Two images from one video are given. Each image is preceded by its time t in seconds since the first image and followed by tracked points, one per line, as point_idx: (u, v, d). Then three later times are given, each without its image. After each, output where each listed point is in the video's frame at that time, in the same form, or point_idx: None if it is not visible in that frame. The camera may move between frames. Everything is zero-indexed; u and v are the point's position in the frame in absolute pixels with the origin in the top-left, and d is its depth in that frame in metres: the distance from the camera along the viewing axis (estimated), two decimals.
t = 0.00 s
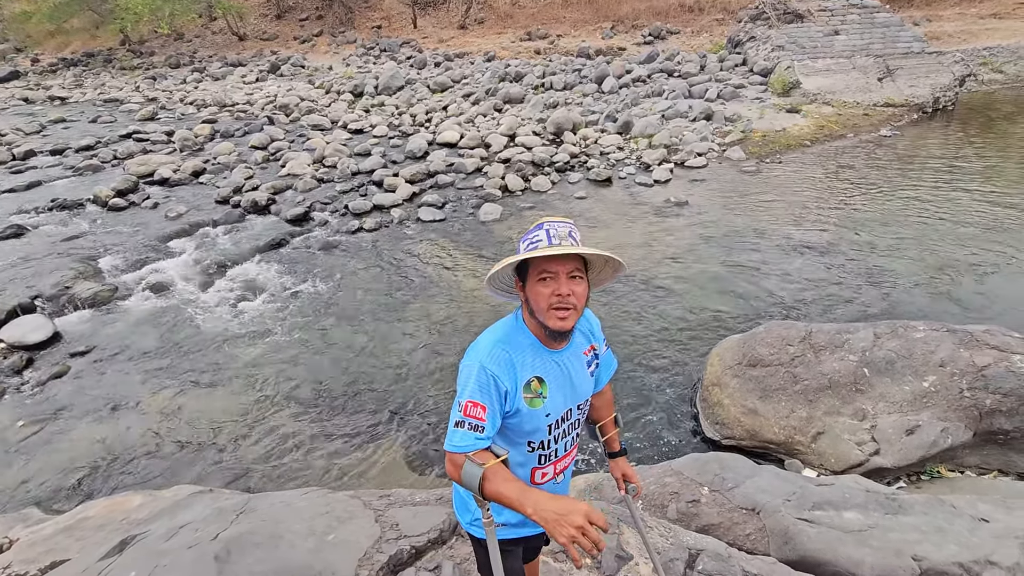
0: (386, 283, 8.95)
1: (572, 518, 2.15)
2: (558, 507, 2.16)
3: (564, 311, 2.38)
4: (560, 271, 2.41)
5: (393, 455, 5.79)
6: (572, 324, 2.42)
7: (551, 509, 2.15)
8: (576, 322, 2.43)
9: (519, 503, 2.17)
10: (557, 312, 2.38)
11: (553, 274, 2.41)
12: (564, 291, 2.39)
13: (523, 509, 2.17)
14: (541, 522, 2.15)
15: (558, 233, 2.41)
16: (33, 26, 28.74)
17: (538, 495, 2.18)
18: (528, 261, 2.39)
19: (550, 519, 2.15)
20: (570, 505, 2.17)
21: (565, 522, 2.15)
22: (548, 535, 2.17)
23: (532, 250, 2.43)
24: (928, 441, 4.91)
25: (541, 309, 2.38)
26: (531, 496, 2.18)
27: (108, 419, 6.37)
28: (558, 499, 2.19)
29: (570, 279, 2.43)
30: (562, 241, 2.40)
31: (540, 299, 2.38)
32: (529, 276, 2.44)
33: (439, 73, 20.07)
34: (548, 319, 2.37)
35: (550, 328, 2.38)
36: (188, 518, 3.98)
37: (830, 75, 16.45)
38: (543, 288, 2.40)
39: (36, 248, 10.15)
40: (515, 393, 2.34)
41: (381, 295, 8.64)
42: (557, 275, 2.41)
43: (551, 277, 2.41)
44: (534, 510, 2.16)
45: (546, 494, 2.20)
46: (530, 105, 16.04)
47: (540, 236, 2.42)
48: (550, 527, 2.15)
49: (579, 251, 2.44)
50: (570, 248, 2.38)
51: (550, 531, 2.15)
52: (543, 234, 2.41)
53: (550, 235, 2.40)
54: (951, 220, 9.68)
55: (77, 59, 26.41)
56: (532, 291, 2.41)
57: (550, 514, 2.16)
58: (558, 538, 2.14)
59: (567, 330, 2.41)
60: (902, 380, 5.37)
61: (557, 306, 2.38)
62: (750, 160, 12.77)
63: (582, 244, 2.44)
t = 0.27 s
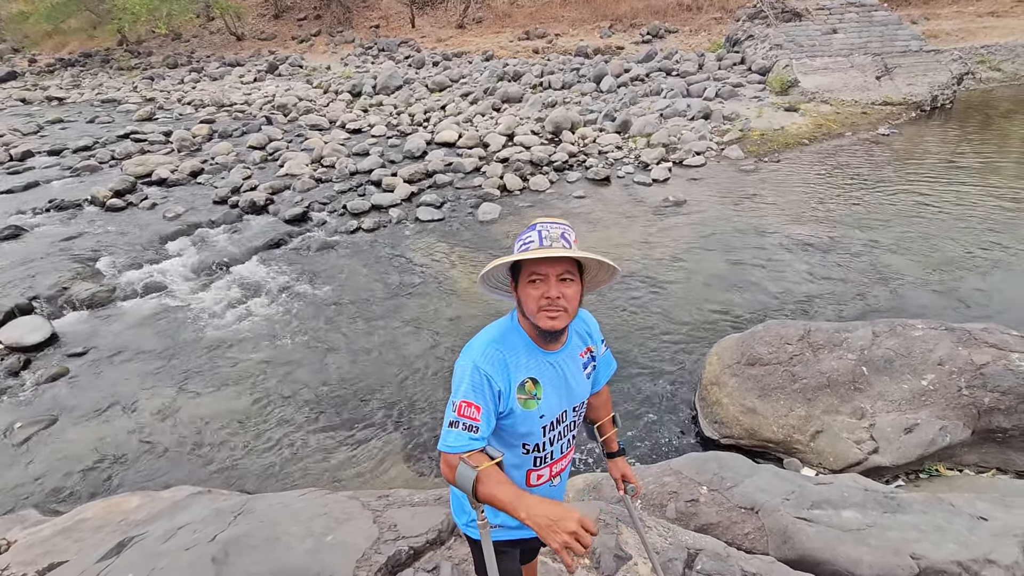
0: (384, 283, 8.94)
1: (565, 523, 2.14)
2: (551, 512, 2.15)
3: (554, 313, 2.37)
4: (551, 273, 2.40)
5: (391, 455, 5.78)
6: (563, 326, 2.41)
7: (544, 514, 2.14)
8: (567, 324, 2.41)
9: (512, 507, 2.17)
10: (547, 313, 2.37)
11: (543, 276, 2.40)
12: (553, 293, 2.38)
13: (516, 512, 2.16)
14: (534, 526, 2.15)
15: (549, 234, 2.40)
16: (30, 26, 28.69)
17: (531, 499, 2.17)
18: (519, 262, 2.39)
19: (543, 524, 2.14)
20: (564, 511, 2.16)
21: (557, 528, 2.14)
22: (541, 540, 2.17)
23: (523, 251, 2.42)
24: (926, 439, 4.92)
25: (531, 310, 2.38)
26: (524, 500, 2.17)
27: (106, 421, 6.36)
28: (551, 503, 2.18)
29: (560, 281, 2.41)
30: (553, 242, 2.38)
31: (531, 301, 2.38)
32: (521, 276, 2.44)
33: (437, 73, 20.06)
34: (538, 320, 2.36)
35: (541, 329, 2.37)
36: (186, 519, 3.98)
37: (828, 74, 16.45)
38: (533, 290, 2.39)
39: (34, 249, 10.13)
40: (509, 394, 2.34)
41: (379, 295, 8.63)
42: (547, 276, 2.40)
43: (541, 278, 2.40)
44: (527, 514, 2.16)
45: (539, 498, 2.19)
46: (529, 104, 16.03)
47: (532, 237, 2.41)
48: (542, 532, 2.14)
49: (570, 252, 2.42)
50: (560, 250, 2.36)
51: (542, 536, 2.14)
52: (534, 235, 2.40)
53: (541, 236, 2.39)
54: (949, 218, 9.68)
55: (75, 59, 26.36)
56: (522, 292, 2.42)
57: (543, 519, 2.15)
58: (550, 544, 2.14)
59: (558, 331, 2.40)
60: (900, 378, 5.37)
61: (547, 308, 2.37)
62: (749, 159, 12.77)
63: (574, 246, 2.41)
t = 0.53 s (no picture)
0: (384, 283, 8.93)
1: (560, 528, 2.13)
2: (546, 516, 2.13)
3: (551, 315, 2.37)
4: (548, 275, 2.40)
5: (391, 455, 5.78)
6: (560, 329, 2.40)
7: (539, 518, 2.12)
8: (564, 327, 2.40)
9: (508, 509, 2.16)
10: (543, 316, 2.37)
11: (540, 277, 2.40)
12: (550, 295, 2.37)
13: (512, 515, 2.15)
14: (529, 530, 2.13)
15: (547, 234, 2.40)
16: (29, 26, 28.69)
17: (527, 502, 2.16)
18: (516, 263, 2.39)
19: (538, 528, 2.12)
20: (559, 515, 2.15)
21: (552, 532, 2.12)
22: (536, 543, 2.16)
23: (521, 252, 2.42)
24: (926, 439, 4.91)
25: (528, 312, 2.38)
26: (520, 502, 2.16)
27: (105, 421, 6.35)
28: (547, 508, 2.16)
29: (558, 283, 2.41)
30: (552, 244, 2.37)
31: (527, 302, 2.38)
32: (519, 277, 2.44)
33: (436, 73, 20.05)
34: (534, 322, 2.37)
35: (536, 331, 2.37)
36: (185, 520, 3.98)
37: (827, 73, 16.45)
38: (530, 291, 2.39)
39: (33, 249, 10.12)
40: (506, 395, 2.33)
41: (379, 295, 8.62)
42: (544, 278, 2.40)
43: (538, 280, 2.40)
44: (523, 517, 2.14)
45: (535, 501, 2.18)
46: (528, 104, 16.03)
47: (531, 238, 2.41)
48: (537, 536, 2.12)
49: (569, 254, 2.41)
50: (558, 252, 2.35)
51: (537, 540, 2.12)
52: (534, 236, 2.40)
53: (540, 237, 2.38)
54: (949, 218, 9.67)
55: (74, 60, 26.34)
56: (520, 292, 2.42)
57: (538, 522, 2.13)
58: (545, 548, 2.12)
59: (555, 334, 2.40)
60: (900, 377, 5.37)
61: (543, 310, 2.36)
62: (748, 158, 12.76)
63: (573, 248, 2.40)
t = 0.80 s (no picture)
0: (384, 284, 8.93)
1: (562, 528, 2.12)
2: (549, 517, 2.13)
3: (551, 318, 2.36)
4: (550, 277, 2.40)
5: (392, 456, 5.78)
6: (561, 331, 2.40)
7: (541, 519, 2.12)
8: (565, 330, 2.40)
9: (510, 511, 2.16)
10: (545, 318, 2.36)
11: (541, 279, 2.40)
12: (551, 296, 2.37)
13: (514, 516, 2.15)
14: (531, 531, 2.13)
15: (548, 236, 2.41)
16: (28, 27, 28.69)
17: (529, 503, 2.15)
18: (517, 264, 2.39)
19: (539, 529, 2.12)
20: (561, 516, 2.14)
21: (554, 533, 2.12)
22: (538, 544, 2.15)
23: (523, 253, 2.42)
24: (927, 438, 4.91)
25: (529, 313, 2.38)
26: (522, 503, 2.16)
27: (105, 423, 6.34)
28: (549, 509, 2.16)
29: (559, 285, 2.41)
30: (554, 245, 2.38)
31: (528, 305, 2.38)
32: (521, 278, 2.44)
33: (436, 73, 20.05)
34: (535, 324, 2.36)
35: (537, 332, 2.37)
36: (185, 521, 3.97)
37: (827, 73, 16.46)
38: (531, 293, 2.39)
39: (33, 250, 10.11)
40: (507, 396, 2.33)
41: (379, 296, 8.61)
42: (546, 280, 2.40)
43: (540, 281, 2.40)
44: (525, 518, 2.14)
45: (537, 502, 2.17)
46: (528, 104, 16.04)
47: (533, 238, 2.41)
48: (539, 537, 2.12)
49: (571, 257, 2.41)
50: (560, 254, 2.35)
51: (540, 541, 2.12)
52: (536, 238, 2.41)
53: (543, 238, 2.39)
54: (949, 217, 9.67)
55: (73, 60, 26.34)
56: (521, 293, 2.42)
57: (540, 523, 2.13)
58: (548, 549, 2.12)
59: (556, 336, 2.39)
60: (900, 377, 5.37)
61: (544, 311, 2.36)
62: (748, 158, 12.76)
63: (576, 250, 2.41)
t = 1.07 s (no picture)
0: (383, 284, 8.92)
1: (566, 527, 2.12)
2: (552, 516, 2.13)
3: (553, 319, 2.36)
4: (552, 278, 2.39)
5: (392, 457, 5.78)
6: (563, 332, 2.40)
7: (544, 518, 2.12)
8: (566, 331, 2.40)
9: (513, 511, 2.15)
10: (547, 319, 2.36)
11: (544, 280, 2.40)
12: (554, 298, 2.36)
13: (516, 516, 2.14)
14: (535, 531, 2.13)
15: (549, 236, 2.41)
16: (27, 27, 28.69)
17: (533, 503, 2.15)
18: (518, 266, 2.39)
19: (543, 528, 2.12)
20: (565, 514, 2.14)
21: (558, 532, 2.11)
22: (541, 543, 2.15)
23: (525, 254, 2.41)
24: (927, 438, 4.91)
25: (532, 315, 2.37)
26: (525, 503, 2.15)
27: (105, 424, 6.34)
28: (552, 507, 2.16)
29: (562, 287, 2.40)
30: (557, 246, 2.39)
31: (530, 306, 2.37)
32: (523, 280, 2.43)
33: (435, 73, 20.05)
34: (538, 326, 2.36)
35: (541, 333, 2.37)
36: (185, 523, 3.97)
37: (825, 73, 16.47)
38: (534, 294, 2.38)
39: (31, 251, 10.10)
40: (508, 397, 2.33)
41: (378, 296, 8.61)
42: (548, 282, 2.39)
43: (543, 283, 2.39)
44: (528, 518, 2.13)
45: (539, 502, 2.17)
46: (527, 104, 16.04)
47: (536, 239, 2.41)
48: (543, 536, 2.12)
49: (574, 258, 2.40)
50: (563, 255, 2.35)
51: (544, 540, 2.12)
52: (538, 238, 2.41)
53: (545, 239, 2.39)
54: (949, 217, 9.67)
55: (72, 61, 26.33)
56: (524, 295, 2.41)
57: (544, 522, 2.13)
58: (551, 548, 2.11)
59: (557, 338, 2.40)
60: (900, 377, 5.37)
61: (547, 313, 2.36)
62: (747, 158, 12.76)
63: (577, 252, 2.41)
